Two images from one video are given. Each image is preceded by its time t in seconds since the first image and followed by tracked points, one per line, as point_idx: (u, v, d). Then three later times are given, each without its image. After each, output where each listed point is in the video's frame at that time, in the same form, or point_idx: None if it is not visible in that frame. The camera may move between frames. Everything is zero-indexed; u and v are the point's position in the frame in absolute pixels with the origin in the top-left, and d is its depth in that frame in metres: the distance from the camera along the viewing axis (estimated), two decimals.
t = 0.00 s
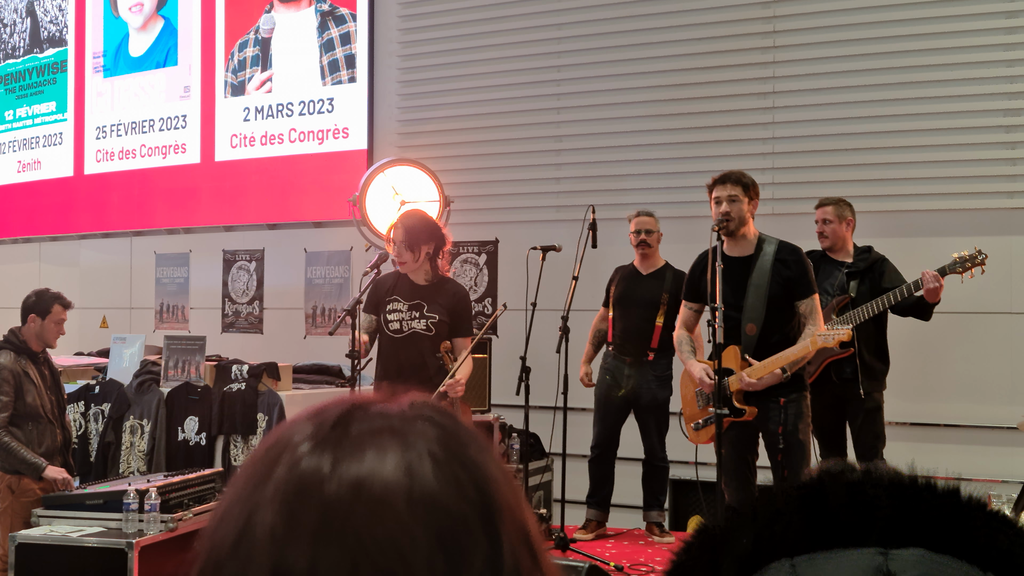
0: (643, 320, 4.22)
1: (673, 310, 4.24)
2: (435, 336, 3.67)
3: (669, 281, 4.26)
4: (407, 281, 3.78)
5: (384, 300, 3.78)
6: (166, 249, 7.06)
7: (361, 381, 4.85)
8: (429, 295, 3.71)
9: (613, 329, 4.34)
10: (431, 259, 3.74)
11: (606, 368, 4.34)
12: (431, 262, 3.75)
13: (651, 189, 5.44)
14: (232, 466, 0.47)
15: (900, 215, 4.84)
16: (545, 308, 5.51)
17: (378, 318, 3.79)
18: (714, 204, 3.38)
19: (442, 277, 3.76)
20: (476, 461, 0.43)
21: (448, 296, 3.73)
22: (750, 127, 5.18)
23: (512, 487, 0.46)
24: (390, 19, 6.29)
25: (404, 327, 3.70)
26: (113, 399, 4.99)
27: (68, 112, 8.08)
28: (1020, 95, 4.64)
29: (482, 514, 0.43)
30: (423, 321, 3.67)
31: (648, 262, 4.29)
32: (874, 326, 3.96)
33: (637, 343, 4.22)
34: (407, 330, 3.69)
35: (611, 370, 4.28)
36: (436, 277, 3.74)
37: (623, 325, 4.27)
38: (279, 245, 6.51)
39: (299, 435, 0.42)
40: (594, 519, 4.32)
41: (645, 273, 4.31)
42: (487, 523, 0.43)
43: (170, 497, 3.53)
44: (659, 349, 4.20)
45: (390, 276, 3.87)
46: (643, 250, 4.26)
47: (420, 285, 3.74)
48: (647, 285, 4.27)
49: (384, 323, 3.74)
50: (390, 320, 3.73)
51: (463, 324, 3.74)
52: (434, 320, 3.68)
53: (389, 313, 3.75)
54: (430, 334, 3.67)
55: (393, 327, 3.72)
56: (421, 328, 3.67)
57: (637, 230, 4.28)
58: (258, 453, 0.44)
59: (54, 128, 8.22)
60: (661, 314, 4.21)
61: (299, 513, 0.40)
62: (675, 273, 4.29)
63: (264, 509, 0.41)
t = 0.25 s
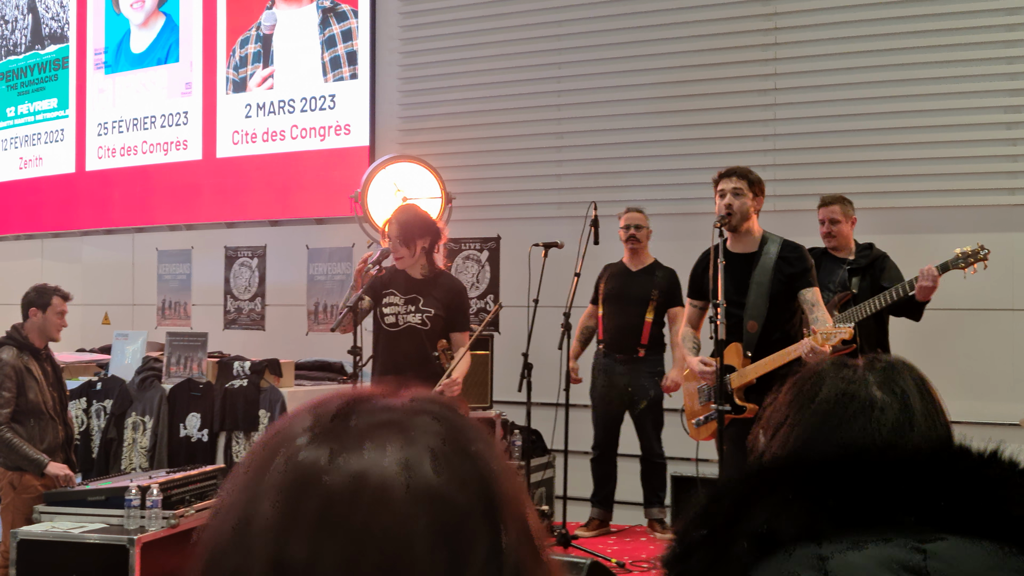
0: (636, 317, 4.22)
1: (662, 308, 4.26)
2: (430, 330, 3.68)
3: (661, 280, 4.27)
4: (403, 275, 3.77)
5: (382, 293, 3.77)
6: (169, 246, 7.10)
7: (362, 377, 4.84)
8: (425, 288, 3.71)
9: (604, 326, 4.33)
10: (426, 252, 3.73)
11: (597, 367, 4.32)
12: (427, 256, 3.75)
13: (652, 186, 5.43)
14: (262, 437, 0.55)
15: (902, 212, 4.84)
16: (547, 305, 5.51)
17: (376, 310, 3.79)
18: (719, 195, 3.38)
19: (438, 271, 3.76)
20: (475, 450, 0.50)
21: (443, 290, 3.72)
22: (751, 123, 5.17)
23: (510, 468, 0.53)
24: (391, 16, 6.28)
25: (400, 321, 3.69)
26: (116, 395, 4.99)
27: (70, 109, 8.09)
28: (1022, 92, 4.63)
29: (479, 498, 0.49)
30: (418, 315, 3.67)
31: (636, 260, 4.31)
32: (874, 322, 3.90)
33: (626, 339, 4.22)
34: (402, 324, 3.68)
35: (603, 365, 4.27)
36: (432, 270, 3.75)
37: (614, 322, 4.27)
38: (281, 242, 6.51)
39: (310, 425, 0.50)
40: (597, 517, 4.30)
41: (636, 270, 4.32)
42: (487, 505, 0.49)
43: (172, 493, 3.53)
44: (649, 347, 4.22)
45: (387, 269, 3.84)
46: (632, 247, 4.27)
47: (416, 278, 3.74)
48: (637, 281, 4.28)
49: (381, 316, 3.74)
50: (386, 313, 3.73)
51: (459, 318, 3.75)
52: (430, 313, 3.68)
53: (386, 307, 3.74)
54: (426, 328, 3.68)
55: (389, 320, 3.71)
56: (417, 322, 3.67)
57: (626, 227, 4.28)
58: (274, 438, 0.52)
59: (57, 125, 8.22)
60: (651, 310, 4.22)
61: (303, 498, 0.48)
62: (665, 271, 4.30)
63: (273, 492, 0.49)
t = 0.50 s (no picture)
0: (621, 311, 4.20)
1: (644, 303, 4.24)
2: (426, 324, 3.68)
3: (641, 275, 4.26)
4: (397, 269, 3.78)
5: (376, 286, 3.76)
6: (165, 241, 7.06)
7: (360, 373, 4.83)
8: (419, 283, 3.72)
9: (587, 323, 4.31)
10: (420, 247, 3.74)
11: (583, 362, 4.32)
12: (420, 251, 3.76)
13: (650, 182, 5.42)
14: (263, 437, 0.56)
15: (899, 208, 4.84)
16: (544, 301, 5.50)
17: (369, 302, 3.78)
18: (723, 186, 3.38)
19: (432, 265, 3.77)
20: (475, 447, 0.50)
21: (437, 284, 3.73)
22: (749, 119, 5.17)
23: (510, 466, 0.53)
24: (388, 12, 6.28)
25: (395, 315, 3.68)
26: (113, 391, 4.98)
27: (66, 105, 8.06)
28: (1019, 88, 4.64)
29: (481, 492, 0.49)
30: (414, 309, 3.67)
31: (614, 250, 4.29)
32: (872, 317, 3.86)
33: (609, 336, 4.21)
34: (397, 319, 3.68)
35: (591, 362, 4.26)
36: (426, 263, 3.76)
37: (597, 318, 4.25)
38: (277, 238, 6.51)
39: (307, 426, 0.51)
40: (594, 513, 4.30)
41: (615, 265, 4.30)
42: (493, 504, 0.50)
43: (169, 489, 3.53)
44: (635, 341, 4.20)
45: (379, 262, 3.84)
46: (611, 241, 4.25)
47: (409, 272, 3.75)
48: (618, 277, 4.26)
49: (374, 310, 3.72)
50: (380, 307, 3.71)
51: (453, 312, 3.76)
52: (425, 308, 3.68)
53: (380, 300, 3.73)
54: (421, 323, 3.68)
55: (383, 315, 3.70)
56: (412, 316, 3.67)
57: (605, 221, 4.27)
58: (270, 439, 0.52)
59: (52, 120, 8.20)
60: (635, 304, 4.21)
61: (296, 497, 0.49)
62: (644, 266, 4.28)
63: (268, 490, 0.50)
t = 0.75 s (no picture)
0: (617, 310, 4.20)
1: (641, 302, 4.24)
2: (423, 314, 3.67)
3: (637, 273, 4.26)
4: (395, 261, 3.80)
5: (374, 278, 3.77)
6: (163, 241, 7.05)
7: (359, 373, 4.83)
8: (415, 274, 3.74)
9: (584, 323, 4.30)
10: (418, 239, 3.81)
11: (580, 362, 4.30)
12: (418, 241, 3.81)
13: (649, 181, 5.42)
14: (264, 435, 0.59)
15: (898, 207, 4.84)
16: (543, 300, 5.50)
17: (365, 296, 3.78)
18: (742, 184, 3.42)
19: (428, 258, 3.81)
20: (480, 452, 0.55)
21: (433, 275, 3.75)
22: (748, 118, 5.16)
23: (509, 469, 0.58)
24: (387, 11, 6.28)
25: (392, 305, 3.68)
26: (111, 390, 4.97)
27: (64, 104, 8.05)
28: (1018, 87, 4.64)
29: (487, 491, 0.54)
30: (410, 299, 3.68)
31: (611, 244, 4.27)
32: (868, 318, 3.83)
33: (611, 334, 4.19)
34: (395, 308, 3.67)
35: (589, 362, 4.25)
36: (422, 256, 3.80)
37: (593, 318, 4.24)
38: (276, 237, 6.50)
39: (316, 430, 0.54)
40: (593, 512, 4.29)
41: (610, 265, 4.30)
42: (499, 505, 0.54)
43: (167, 489, 3.53)
44: (633, 339, 4.20)
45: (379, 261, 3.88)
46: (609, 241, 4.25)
47: (407, 264, 3.79)
48: (614, 276, 4.26)
49: (371, 301, 3.72)
50: (378, 298, 3.71)
51: (450, 304, 3.76)
52: (422, 297, 3.69)
53: (377, 291, 3.73)
54: (418, 312, 3.68)
55: (381, 305, 3.69)
56: (409, 305, 3.67)
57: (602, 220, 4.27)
58: (275, 437, 0.55)
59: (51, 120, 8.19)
60: (633, 302, 4.20)
61: (308, 503, 0.51)
62: (641, 264, 4.29)
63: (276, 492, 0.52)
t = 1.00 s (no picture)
0: (627, 316, 4.20)
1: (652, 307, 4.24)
2: (429, 316, 3.69)
3: (648, 278, 4.26)
4: (402, 268, 3.84)
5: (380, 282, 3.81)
6: (166, 244, 7.07)
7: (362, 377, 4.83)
8: (420, 277, 3.76)
9: (595, 329, 4.30)
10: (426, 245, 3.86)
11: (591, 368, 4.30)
12: (427, 248, 3.86)
13: (652, 185, 5.42)
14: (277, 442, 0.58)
15: (901, 211, 4.85)
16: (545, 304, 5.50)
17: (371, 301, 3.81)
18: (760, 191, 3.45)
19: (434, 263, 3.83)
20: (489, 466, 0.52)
21: (438, 279, 3.77)
22: (751, 122, 5.16)
23: (525, 492, 0.54)
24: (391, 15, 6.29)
25: (397, 308, 3.70)
26: (113, 393, 4.97)
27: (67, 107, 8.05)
28: (1021, 91, 4.63)
29: (492, 512, 0.51)
30: (415, 301, 3.69)
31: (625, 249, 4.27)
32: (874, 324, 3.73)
33: (621, 339, 4.19)
34: (400, 311, 3.69)
35: (597, 367, 4.26)
36: (429, 262, 3.83)
37: (604, 322, 4.25)
38: (278, 241, 6.52)
39: (323, 441, 0.53)
40: (596, 516, 4.30)
41: (623, 269, 4.30)
42: (504, 527, 0.51)
43: (170, 492, 3.54)
44: (645, 345, 4.19)
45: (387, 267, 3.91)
46: (621, 245, 4.26)
47: (413, 269, 3.82)
48: (624, 280, 4.27)
49: (377, 306, 3.75)
50: (384, 302, 3.74)
51: (456, 308, 3.77)
52: (427, 300, 3.70)
53: (383, 296, 3.76)
54: (424, 315, 3.69)
55: (385, 309, 3.72)
56: (414, 308, 3.69)
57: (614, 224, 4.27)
58: (285, 450, 0.54)
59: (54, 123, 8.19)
60: (644, 308, 4.21)
61: (312, 514, 0.50)
62: (652, 269, 4.28)
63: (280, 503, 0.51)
